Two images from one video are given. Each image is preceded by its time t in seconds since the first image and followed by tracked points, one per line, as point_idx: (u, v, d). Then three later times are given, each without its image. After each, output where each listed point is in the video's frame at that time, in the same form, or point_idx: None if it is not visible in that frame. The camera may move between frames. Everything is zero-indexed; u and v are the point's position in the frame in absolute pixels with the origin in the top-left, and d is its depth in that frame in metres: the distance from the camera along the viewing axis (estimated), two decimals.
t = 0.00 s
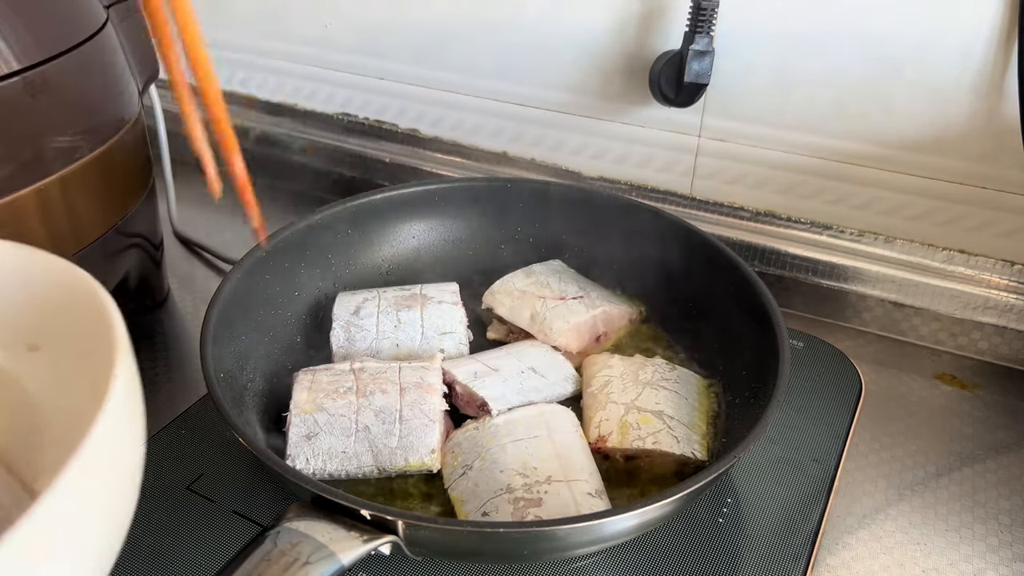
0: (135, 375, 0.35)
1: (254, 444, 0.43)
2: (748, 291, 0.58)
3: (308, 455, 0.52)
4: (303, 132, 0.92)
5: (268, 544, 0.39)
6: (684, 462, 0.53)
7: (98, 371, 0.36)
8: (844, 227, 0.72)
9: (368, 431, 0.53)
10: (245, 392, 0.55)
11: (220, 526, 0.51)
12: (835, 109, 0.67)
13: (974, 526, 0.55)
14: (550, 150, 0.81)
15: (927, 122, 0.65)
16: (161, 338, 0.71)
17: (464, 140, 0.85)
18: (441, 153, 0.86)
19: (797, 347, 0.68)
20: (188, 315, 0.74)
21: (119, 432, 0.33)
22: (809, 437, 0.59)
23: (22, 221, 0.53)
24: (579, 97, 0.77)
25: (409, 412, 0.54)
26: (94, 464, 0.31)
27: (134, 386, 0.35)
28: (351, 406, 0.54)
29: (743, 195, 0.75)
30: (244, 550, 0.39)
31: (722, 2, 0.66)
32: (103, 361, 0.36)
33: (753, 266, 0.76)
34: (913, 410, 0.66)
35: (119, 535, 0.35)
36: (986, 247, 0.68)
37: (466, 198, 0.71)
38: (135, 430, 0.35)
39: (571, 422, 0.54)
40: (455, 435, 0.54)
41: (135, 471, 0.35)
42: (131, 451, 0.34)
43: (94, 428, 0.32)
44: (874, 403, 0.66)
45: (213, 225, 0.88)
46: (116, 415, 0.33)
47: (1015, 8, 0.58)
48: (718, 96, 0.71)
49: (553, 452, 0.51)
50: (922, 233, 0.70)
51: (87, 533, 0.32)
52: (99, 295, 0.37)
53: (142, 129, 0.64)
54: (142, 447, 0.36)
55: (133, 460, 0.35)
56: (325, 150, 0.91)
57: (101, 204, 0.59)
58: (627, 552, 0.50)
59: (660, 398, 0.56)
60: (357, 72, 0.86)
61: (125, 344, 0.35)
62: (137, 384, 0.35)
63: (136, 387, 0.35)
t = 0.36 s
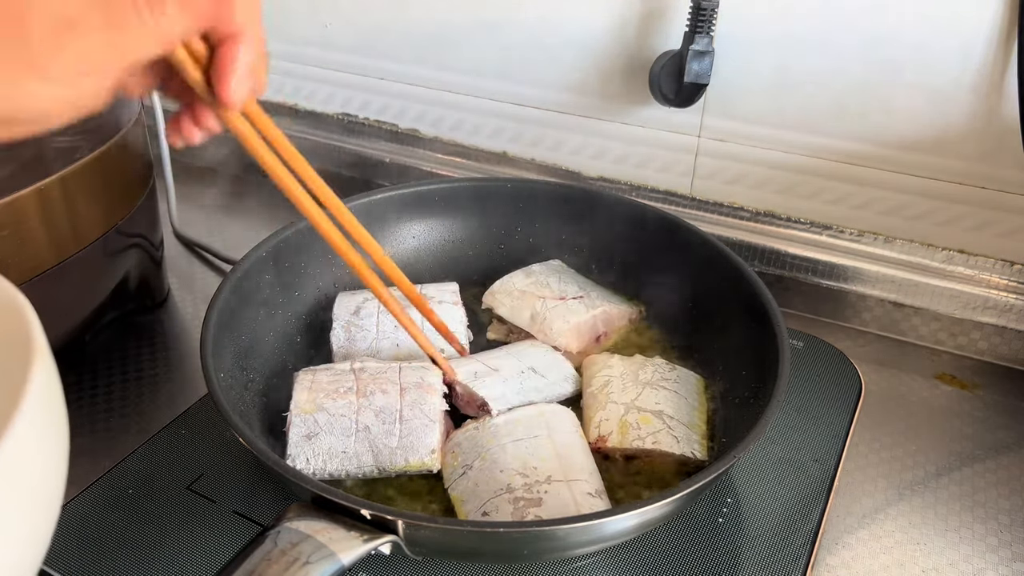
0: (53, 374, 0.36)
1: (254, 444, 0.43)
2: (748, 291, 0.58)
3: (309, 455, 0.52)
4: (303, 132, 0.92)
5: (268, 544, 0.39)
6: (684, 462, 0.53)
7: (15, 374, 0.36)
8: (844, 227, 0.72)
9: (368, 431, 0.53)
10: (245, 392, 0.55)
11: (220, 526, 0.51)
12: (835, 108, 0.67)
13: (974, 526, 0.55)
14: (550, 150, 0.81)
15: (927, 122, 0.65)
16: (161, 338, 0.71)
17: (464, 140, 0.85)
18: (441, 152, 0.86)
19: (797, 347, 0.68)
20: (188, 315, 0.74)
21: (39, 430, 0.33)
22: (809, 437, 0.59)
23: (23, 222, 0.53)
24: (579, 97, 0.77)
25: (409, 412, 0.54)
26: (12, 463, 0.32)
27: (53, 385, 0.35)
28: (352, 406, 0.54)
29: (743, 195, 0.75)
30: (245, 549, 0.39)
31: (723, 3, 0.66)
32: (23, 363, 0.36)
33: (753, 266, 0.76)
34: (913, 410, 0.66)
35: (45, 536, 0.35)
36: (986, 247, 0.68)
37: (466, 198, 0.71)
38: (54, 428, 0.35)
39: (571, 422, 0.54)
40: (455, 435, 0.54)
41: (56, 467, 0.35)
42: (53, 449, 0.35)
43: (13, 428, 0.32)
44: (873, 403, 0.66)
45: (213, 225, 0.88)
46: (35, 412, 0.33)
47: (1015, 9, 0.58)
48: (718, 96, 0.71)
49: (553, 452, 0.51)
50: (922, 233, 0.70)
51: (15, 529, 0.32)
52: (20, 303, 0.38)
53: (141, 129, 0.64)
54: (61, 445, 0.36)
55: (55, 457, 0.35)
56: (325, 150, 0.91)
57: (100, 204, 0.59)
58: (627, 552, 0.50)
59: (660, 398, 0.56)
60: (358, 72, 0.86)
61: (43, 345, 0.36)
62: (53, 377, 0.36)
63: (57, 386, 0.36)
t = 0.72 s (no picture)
0: (47, 376, 0.36)
1: (254, 444, 0.43)
2: (748, 291, 0.58)
3: (309, 456, 0.52)
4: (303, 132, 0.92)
5: (268, 544, 0.39)
6: (683, 462, 0.53)
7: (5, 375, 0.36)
8: (844, 227, 0.72)
9: (369, 431, 0.53)
10: (245, 392, 0.55)
11: (220, 526, 0.51)
12: (835, 108, 0.67)
13: (974, 526, 0.55)
14: (550, 150, 0.81)
15: (927, 122, 0.65)
16: (161, 338, 0.71)
17: (463, 140, 0.85)
18: (441, 152, 0.86)
19: (797, 347, 0.68)
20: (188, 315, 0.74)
21: (32, 424, 0.34)
22: (809, 437, 0.59)
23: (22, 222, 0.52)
24: (579, 97, 0.77)
25: (409, 412, 0.54)
26: (6, 456, 0.32)
27: (43, 386, 0.35)
28: (352, 406, 0.54)
29: (743, 196, 0.75)
30: (245, 548, 0.39)
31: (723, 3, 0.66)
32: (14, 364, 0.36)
33: (753, 266, 0.76)
34: (913, 410, 0.66)
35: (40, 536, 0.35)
36: (986, 247, 0.68)
37: (465, 197, 0.71)
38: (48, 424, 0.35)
39: (572, 422, 0.54)
40: (455, 435, 0.54)
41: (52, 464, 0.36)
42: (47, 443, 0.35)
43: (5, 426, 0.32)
44: (873, 403, 0.66)
45: (213, 225, 0.88)
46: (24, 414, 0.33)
47: (1015, 8, 0.58)
48: (718, 96, 0.71)
49: (553, 452, 0.51)
50: (922, 233, 0.70)
51: (11, 525, 0.32)
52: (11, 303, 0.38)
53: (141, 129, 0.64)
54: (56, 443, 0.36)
55: (50, 455, 0.35)
56: (325, 150, 0.91)
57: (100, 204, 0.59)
58: (627, 552, 0.50)
59: (661, 398, 0.56)
60: (358, 72, 0.86)
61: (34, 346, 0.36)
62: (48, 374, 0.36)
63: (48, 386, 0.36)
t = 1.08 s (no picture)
0: (49, 371, 0.37)
1: (254, 444, 0.43)
2: (749, 291, 0.58)
3: (309, 456, 0.52)
4: (302, 132, 0.92)
5: (268, 544, 0.39)
6: (683, 461, 0.53)
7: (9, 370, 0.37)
8: (844, 227, 0.72)
9: (369, 431, 0.53)
10: (245, 392, 0.55)
11: (220, 526, 0.51)
12: (835, 108, 0.67)
13: (974, 526, 0.55)
14: (550, 150, 0.81)
15: (927, 122, 0.65)
16: (161, 338, 0.71)
17: (463, 140, 0.85)
18: (441, 153, 0.86)
19: (797, 347, 0.68)
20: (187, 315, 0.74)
21: (35, 425, 0.35)
22: (809, 437, 0.59)
23: (22, 222, 0.52)
24: (579, 97, 0.77)
25: (409, 412, 0.54)
26: (10, 456, 0.33)
27: (46, 383, 0.37)
28: (352, 406, 0.54)
29: (743, 196, 0.75)
30: (246, 548, 0.39)
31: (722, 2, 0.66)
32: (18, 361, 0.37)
33: (753, 266, 0.76)
34: (912, 410, 0.66)
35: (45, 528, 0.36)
36: (986, 247, 0.68)
37: (465, 198, 0.71)
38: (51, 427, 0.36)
39: (572, 422, 0.54)
40: (455, 435, 0.54)
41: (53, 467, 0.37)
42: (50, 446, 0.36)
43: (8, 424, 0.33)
44: (873, 403, 0.66)
45: (213, 225, 0.88)
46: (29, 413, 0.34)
47: (1015, 8, 0.58)
48: (718, 96, 0.71)
49: (554, 452, 0.51)
50: (922, 233, 0.70)
51: (15, 521, 0.33)
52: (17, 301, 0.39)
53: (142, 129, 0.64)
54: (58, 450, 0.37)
55: (53, 451, 0.36)
56: (325, 150, 0.91)
57: (100, 204, 0.59)
58: (627, 552, 0.50)
59: (662, 398, 0.56)
60: (358, 72, 0.86)
61: (39, 343, 0.37)
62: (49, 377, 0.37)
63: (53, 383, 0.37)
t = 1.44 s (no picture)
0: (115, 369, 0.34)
1: (254, 444, 0.43)
2: (748, 291, 0.58)
3: (309, 455, 0.52)
4: (303, 132, 0.93)
5: (268, 544, 0.39)
6: (683, 461, 0.53)
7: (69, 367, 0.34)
8: (844, 227, 0.72)
9: (369, 431, 0.53)
10: (244, 392, 0.55)
11: (220, 526, 0.51)
12: (835, 109, 0.67)
13: (974, 526, 0.55)
14: (550, 150, 0.81)
15: (927, 122, 0.65)
16: (161, 338, 0.71)
17: (463, 140, 0.85)
18: (441, 153, 0.86)
19: (796, 347, 0.68)
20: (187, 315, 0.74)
21: (107, 432, 0.32)
22: (809, 437, 0.59)
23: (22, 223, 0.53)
24: (579, 97, 0.77)
25: (409, 412, 0.54)
26: (84, 471, 0.30)
27: (114, 383, 0.33)
28: (352, 406, 0.54)
29: (743, 196, 0.75)
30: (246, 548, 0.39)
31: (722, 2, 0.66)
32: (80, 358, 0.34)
33: (753, 266, 0.76)
34: (912, 410, 0.66)
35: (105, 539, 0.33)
36: (985, 247, 0.68)
37: (465, 198, 0.71)
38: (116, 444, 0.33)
39: (572, 422, 0.54)
40: (456, 435, 0.54)
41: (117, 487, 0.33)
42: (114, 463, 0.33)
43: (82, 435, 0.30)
44: (873, 403, 0.66)
45: (213, 225, 0.88)
46: (103, 423, 0.31)
47: (1015, 8, 0.58)
48: (718, 96, 0.71)
49: (554, 452, 0.51)
50: (921, 233, 0.70)
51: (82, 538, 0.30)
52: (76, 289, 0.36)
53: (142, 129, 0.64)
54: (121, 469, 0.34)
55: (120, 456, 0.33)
56: (325, 150, 0.92)
57: (100, 205, 0.59)
58: (627, 552, 0.50)
59: (662, 397, 0.56)
60: (358, 72, 0.86)
61: (104, 340, 0.34)
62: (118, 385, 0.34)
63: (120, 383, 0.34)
